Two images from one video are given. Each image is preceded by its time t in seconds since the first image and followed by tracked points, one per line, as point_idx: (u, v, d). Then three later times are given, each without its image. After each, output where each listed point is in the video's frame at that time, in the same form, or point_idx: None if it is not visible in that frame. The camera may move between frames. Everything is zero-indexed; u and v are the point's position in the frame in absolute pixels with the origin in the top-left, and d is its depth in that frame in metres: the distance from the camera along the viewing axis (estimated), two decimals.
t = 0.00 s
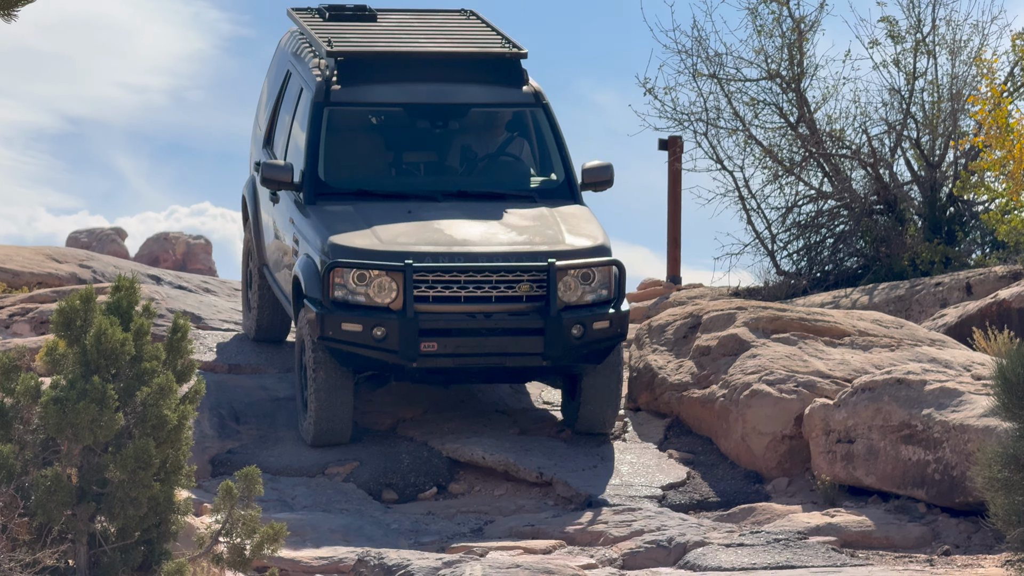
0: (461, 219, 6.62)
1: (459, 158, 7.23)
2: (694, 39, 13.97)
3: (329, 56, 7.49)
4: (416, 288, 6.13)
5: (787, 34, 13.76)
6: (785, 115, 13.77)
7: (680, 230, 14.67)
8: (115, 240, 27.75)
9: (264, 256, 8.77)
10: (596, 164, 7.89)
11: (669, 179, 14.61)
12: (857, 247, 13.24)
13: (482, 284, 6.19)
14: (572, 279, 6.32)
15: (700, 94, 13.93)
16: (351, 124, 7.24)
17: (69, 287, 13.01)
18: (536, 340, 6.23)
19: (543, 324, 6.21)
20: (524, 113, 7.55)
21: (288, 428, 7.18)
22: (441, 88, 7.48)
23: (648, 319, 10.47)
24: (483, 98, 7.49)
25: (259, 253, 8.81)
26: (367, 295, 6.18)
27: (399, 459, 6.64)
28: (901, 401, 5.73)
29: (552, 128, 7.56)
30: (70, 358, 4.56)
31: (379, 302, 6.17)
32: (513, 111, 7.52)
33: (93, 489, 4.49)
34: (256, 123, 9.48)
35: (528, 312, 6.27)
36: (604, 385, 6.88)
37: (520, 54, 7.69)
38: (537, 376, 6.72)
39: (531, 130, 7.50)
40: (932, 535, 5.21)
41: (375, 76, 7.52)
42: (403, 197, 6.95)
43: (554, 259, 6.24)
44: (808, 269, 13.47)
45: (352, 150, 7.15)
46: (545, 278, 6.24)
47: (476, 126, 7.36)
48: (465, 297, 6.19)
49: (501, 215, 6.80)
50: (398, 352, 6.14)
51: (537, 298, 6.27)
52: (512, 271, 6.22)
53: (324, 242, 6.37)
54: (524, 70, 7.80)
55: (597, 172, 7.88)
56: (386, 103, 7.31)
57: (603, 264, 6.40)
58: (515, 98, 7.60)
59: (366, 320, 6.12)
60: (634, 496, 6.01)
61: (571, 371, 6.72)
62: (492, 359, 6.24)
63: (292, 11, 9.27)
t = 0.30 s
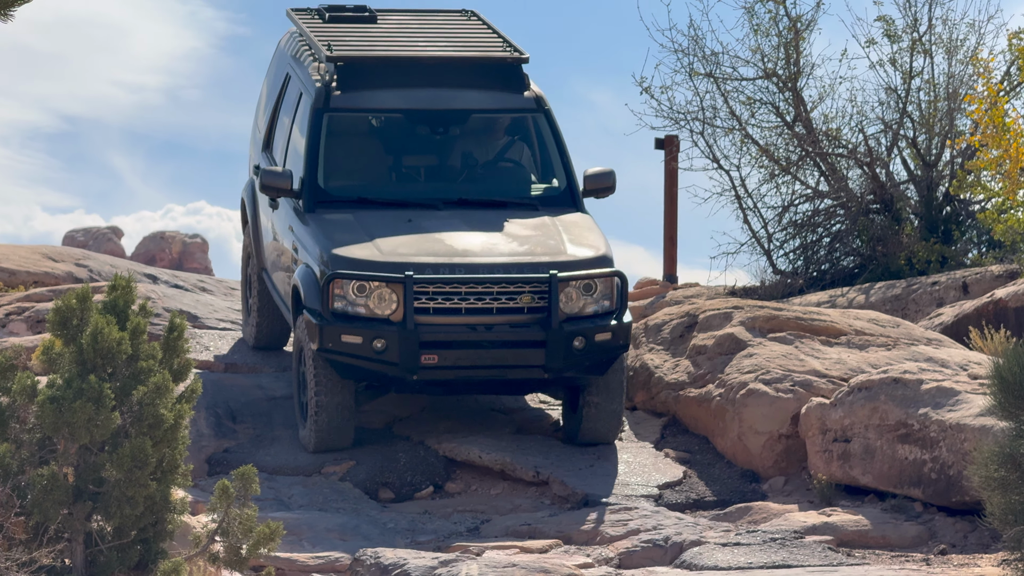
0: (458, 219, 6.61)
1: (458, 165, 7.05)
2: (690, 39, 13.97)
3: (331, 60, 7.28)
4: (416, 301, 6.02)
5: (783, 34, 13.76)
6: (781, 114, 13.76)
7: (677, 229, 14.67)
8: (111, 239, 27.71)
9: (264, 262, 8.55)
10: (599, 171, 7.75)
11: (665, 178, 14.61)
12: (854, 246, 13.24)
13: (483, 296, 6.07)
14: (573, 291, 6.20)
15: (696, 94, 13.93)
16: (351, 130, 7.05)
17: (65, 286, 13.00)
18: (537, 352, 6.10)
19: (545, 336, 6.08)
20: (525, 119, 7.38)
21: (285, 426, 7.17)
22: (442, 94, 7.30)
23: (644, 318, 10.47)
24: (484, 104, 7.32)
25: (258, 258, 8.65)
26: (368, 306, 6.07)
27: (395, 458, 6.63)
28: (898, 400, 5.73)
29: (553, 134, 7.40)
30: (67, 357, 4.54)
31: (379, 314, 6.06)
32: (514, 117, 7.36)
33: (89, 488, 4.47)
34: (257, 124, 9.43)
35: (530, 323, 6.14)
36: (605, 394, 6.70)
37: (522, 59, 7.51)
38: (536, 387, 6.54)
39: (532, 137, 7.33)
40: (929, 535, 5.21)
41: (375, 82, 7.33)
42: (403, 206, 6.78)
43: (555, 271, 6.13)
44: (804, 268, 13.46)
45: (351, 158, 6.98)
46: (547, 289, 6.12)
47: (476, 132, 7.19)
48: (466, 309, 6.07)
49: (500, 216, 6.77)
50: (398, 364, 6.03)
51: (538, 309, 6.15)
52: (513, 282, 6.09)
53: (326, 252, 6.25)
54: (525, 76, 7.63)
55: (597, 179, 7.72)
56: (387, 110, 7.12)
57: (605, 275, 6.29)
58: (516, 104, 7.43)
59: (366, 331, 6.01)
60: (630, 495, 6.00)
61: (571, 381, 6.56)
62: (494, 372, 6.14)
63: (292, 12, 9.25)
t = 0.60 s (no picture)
0: (460, 220, 6.51)
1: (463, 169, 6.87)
2: (688, 37, 13.96)
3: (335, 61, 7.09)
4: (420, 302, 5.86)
5: (781, 32, 13.76)
6: (778, 112, 13.77)
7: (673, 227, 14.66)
8: (107, 237, 27.68)
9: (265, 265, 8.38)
10: (604, 175, 7.42)
11: (662, 177, 14.60)
12: (851, 245, 13.25)
13: (487, 298, 5.91)
14: (577, 294, 6.06)
15: (694, 92, 13.92)
16: (355, 133, 6.85)
17: (62, 283, 12.98)
18: (541, 356, 5.96)
19: (549, 340, 5.94)
20: (530, 123, 7.20)
21: (282, 425, 7.17)
22: (448, 96, 7.10)
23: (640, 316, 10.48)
24: (490, 107, 7.11)
25: (260, 261, 8.42)
26: (371, 308, 5.92)
27: (392, 456, 6.62)
28: (895, 399, 5.73)
29: (559, 138, 7.22)
30: (63, 355, 4.53)
31: (382, 316, 5.91)
32: (519, 121, 7.18)
33: (86, 487, 4.46)
34: (257, 129, 9.42)
35: (534, 327, 5.98)
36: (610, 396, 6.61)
37: (527, 64, 7.36)
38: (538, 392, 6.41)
39: (537, 141, 7.15)
40: (926, 533, 5.21)
41: (381, 82, 7.10)
42: (407, 210, 6.60)
43: (560, 274, 5.98)
44: (801, 267, 13.48)
45: (355, 161, 6.79)
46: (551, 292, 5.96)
47: (481, 136, 7.00)
48: (469, 311, 5.91)
49: (506, 221, 6.61)
50: (402, 366, 5.88)
51: (542, 313, 5.99)
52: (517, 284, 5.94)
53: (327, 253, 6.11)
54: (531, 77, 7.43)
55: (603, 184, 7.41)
56: (392, 112, 6.91)
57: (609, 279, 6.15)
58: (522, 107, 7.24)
59: (368, 333, 5.87)
60: (627, 494, 6.00)
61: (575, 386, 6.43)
62: (498, 375, 5.96)
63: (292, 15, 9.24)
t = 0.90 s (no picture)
0: (463, 218, 6.45)
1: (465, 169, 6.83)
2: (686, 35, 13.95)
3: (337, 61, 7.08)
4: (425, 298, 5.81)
5: (779, 30, 13.75)
6: (776, 110, 13.77)
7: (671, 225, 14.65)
8: (106, 235, 27.64)
9: (266, 267, 8.27)
10: (608, 175, 7.35)
11: (660, 174, 14.60)
12: (848, 243, 13.25)
13: (492, 293, 5.86)
14: (583, 290, 6.00)
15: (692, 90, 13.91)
16: (357, 132, 6.83)
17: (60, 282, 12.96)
18: (547, 352, 5.89)
19: (555, 335, 5.88)
20: (533, 122, 7.16)
21: (280, 422, 7.17)
22: (451, 96, 7.07)
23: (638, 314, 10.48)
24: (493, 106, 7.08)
25: (261, 263, 8.28)
26: (375, 304, 5.86)
27: (390, 454, 6.62)
28: (893, 396, 5.74)
29: (562, 137, 7.17)
30: (61, 354, 4.52)
31: (387, 312, 5.85)
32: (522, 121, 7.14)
33: (84, 484, 4.45)
34: (257, 131, 9.42)
35: (540, 323, 5.94)
36: (617, 395, 6.52)
37: (529, 63, 7.32)
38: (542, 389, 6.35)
39: (539, 140, 7.11)
40: (923, 531, 5.21)
41: (384, 83, 7.08)
42: (409, 209, 6.56)
43: (566, 269, 5.92)
44: (799, 265, 13.47)
45: (357, 160, 6.76)
46: (557, 288, 5.92)
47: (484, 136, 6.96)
48: (474, 307, 5.87)
49: (509, 219, 6.55)
50: (407, 362, 5.81)
51: (548, 309, 5.95)
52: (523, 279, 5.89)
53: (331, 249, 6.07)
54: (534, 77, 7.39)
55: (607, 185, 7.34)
56: (393, 112, 6.90)
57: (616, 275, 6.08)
58: (525, 107, 7.21)
59: (373, 329, 5.80)
60: (625, 491, 6.00)
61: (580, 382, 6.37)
62: (504, 371, 5.90)
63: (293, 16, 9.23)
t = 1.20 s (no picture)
0: (463, 225, 6.40)
1: (466, 174, 6.75)
2: (684, 32, 13.97)
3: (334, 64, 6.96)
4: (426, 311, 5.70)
5: (777, 27, 13.74)
6: (775, 107, 13.76)
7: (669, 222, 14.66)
8: (104, 232, 27.63)
9: (265, 271, 8.24)
10: (608, 177, 7.33)
11: (658, 172, 14.60)
12: (846, 240, 13.26)
13: (493, 305, 5.76)
14: (585, 299, 5.91)
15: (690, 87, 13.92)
16: (356, 138, 6.75)
17: (58, 279, 12.97)
18: (550, 363, 5.80)
19: (558, 346, 5.78)
20: (533, 125, 7.08)
21: (278, 419, 7.17)
22: (450, 100, 6.98)
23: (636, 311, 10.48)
24: (493, 109, 6.99)
25: (260, 268, 8.25)
26: (376, 317, 5.76)
27: (388, 451, 6.62)
28: (890, 394, 5.74)
29: (563, 139, 7.10)
30: (59, 351, 4.52)
31: (389, 325, 5.75)
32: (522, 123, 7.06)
33: (82, 482, 4.44)
34: (255, 130, 9.37)
35: (542, 333, 5.83)
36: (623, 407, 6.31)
37: (529, 64, 7.24)
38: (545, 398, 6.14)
39: (540, 143, 7.03)
40: (921, 528, 5.22)
41: (382, 86, 6.99)
42: (410, 216, 6.49)
43: (568, 279, 5.82)
44: (797, 262, 13.47)
45: (357, 167, 6.67)
46: (559, 298, 5.82)
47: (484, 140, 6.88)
48: (476, 319, 5.76)
49: (510, 225, 6.49)
50: (409, 377, 5.71)
51: (550, 319, 5.85)
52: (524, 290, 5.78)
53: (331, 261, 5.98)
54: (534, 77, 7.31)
55: (609, 186, 7.30)
56: (393, 117, 6.81)
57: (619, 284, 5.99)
58: (525, 109, 7.12)
59: (374, 343, 5.70)
60: (625, 489, 6.00)
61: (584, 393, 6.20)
62: (506, 383, 5.81)
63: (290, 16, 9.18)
